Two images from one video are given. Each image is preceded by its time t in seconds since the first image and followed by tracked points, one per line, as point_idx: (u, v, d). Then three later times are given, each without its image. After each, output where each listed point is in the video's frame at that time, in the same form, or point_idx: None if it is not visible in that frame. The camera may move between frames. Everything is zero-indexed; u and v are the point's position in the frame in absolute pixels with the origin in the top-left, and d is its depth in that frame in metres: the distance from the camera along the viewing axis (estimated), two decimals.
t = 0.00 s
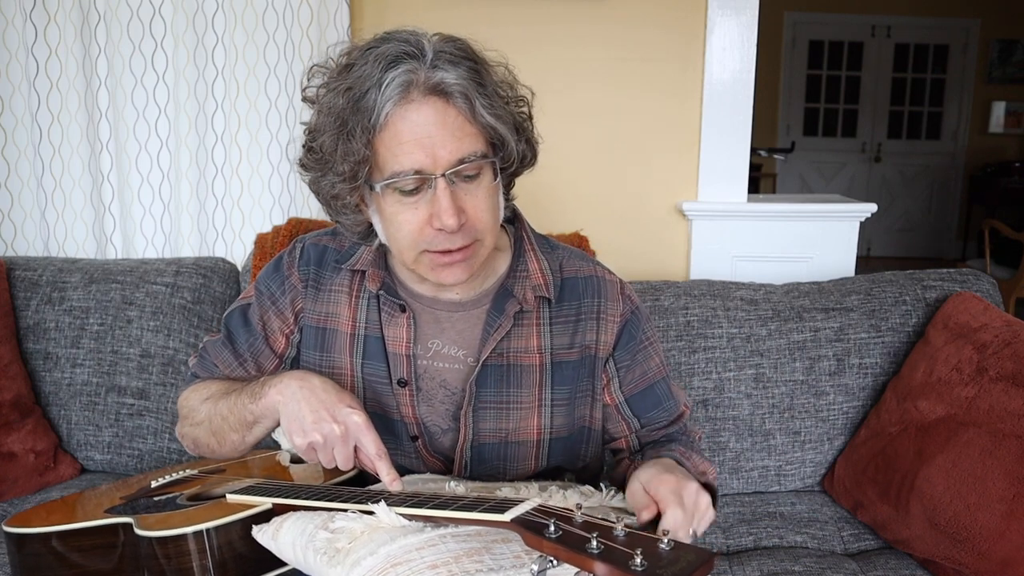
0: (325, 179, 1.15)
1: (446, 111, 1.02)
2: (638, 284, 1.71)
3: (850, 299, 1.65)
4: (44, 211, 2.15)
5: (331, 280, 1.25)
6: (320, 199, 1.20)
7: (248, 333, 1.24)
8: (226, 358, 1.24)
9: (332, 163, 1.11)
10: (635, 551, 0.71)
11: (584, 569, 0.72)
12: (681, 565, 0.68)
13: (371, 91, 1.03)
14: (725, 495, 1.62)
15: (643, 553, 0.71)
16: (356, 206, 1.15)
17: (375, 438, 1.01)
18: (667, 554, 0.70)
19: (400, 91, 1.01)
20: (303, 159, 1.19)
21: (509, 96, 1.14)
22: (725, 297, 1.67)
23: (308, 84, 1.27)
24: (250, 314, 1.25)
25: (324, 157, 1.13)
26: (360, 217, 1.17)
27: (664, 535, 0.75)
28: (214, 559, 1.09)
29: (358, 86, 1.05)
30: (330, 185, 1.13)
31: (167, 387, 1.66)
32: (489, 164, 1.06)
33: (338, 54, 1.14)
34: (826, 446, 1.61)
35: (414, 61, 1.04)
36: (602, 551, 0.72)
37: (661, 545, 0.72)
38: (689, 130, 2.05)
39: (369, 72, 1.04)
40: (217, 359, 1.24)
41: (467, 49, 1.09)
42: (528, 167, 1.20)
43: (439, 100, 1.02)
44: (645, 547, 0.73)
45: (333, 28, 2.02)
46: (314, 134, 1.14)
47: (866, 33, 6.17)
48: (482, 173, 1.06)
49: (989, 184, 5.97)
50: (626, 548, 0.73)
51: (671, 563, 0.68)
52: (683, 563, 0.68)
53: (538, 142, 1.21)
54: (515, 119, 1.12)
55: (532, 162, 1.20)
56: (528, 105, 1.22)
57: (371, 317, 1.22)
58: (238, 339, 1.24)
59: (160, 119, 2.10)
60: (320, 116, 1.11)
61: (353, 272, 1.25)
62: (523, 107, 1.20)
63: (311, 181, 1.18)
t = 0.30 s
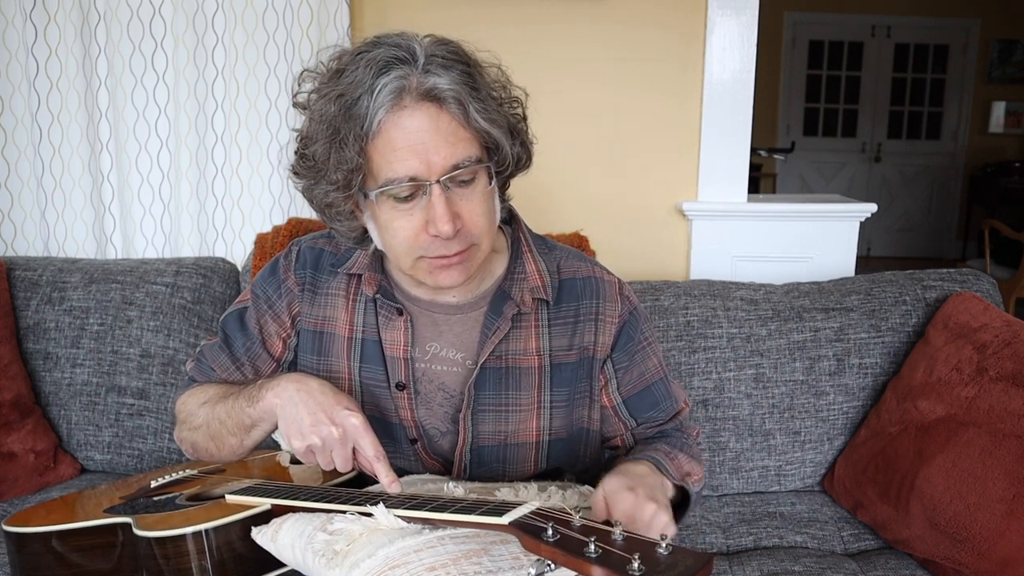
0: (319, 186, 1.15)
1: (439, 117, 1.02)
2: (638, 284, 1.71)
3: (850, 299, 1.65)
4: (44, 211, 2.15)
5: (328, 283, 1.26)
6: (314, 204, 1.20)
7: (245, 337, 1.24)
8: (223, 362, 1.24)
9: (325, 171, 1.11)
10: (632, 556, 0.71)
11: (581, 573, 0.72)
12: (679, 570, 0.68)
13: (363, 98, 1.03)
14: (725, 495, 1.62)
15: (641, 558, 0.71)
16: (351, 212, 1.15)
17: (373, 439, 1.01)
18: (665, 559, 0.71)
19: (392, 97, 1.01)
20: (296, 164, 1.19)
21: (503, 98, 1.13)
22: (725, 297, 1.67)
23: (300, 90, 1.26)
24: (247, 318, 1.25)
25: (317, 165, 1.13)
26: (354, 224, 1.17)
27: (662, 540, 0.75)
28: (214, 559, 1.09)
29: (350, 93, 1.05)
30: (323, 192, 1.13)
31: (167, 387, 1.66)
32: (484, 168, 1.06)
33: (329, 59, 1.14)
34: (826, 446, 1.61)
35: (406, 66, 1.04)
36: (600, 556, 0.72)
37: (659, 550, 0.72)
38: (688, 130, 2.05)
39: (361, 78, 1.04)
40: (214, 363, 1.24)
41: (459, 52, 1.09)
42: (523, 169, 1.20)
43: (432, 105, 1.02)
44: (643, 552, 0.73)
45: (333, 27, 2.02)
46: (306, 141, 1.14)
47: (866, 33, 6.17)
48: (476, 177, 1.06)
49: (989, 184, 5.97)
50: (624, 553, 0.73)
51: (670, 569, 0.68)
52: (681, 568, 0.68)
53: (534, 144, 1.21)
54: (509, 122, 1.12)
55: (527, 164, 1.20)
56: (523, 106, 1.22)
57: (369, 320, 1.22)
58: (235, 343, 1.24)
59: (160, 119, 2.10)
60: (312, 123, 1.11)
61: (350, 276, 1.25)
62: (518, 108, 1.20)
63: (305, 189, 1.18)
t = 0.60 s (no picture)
0: (314, 186, 1.15)
1: (434, 117, 1.02)
2: (638, 284, 1.71)
3: (850, 299, 1.65)
4: (44, 211, 2.15)
5: (326, 284, 1.26)
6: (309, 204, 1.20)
7: (244, 337, 1.24)
8: (222, 362, 1.24)
9: (321, 172, 1.11)
10: (631, 550, 0.71)
11: (580, 568, 0.72)
12: (677, 564, 0.68)
13: (358, 98, 1.03)
14: (725, 495, 1.62)
15: (639, 552, 0.71)
16: (347, 213, 1.15)
17: (371, 437, 1.01)
18: (663, 554, 0.71)
19: (387, 97, 1.01)
20: (292, 165, 1.19)
21: (498, 97, 1.14)
22: (725, 297, 1.67)
23: (295, 90, 1.26)
24: (247, 319, 1.25)
25: (313, 166, 1.13)
26: (350, 225, 1.17)
27: (661, 534, 0.75)
28: (213, 558, 1.09)
29: (345, 94, 1.05)
30: (319, 193, 1.13)
31: (167, 387, 1.66)
32: (479, 169, 1.06)
33: (323, 60, 1.14)
34: (826, 446, 1.61)
35: (401, 67, 1.04)
36: (598, 551, 0.72)
37: (658, 544, 0.72)
38: (689, 130, 2.05)
39: (356, 79, 1.04)
40: (213, 363, 1.24)
41: (454, 52, 1.09)
42: (519, 169, 1.20)
43: (427, 105, 1.02)
44: (641, 546, 0.73)
45: (333, 27, 2.01)
46: (302, 142, 1.14)
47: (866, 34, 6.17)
48: (472, 178, 1.06)
49: (989, 184, 5.96)
50: (622, 547, 0.73)
51: (668, 562, 0.69)
52: (680, 562, 0.68)
53: (530, 143, 1.21)
54: (504, 121, 1.12)
55: (523, 164, 1.20)
56: (519, 106, 1.22)
57: (367, 320, 1.23)
58: (234, 344, 1.24)
59: (160, 119, 2.10)
60: (307, 124, 1.11)
61: (348, 276, 1.25)
62: (513, 108, 1.20)
63: (300, 190, 1.18)
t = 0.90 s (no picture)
0: (314, 186, 1.15)
1: (435, 116, 1.02)
2: (638, 284, 1.71)
3: (849, 299, 1.65)
4: (44, 211, 2.15)
5: (325, 284, 1.26)
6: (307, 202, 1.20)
7: (242, 339, 1.24)
8: (221, 363, 1.24)
9: (321, 171, 1.11)
10: (631, 552, 0.71)
11: (579, 570, 0.72)
12: (677, 566, 0.68)
13: (359, 97, 1.03)
14: (725, 495, 1.62)
15: (638, 554, 0.71)
16: (347, 213, 1.15)
17: (371, 437, 1.01)
18: (663, 555, 0.71)
19: (389, 96, 1.01)
20: (291, 165, 1.19)
21: (497, 97, 1.14)
22: (725, 297, 1.67)
23: (294, 90, 1.26)
24: (247, 320, 1.25)
25: (313, 166, 1.13)
26: (351, 224, 1.17)
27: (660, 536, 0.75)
28: (213, 558, 1.09)
29: (346, 92, 1.05)
30: (319, 192, 1.13)
31: (167, 387, 1.66)
32: (480, 167, 1.07)
33: (323, 59, 1.14)
34: (826, 446, 1.61)
35: (402, 66, 1.04)
36: (598, 552, 0.72)
37: (657, 545, 0.72)
38: (689, 130, 2.05)
39: (357, 78, 1.04)
40: (211, 364, 1.24)
41: (454, 52, 1.09)
42: (519, 169, 1.20)
43: (429, 104, 1.02)
44: (641, 548, 0.73)
45: (333, 27, 2.01)
46: (302, 142, 1.14)
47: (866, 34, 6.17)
48: (473, 177, 1.06)
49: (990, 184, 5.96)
50: (621, 549, 0.73)
51: (667, 564, 0.69)
52: (679, 564, 0.68)
53: (529, 143, 1.21)
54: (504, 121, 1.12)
55: (522, 163, 1.20)
56: (518, 105, 1.22)
57: (366, 321, 1.22)
58: (234, 344, 1.24)
59: (160, 119, 2.10)
60: (308, 124, 1.11)
61: (347, 277, 1.25)
62: (512, 108, 1.20)
63: (301, 189, 1.18)
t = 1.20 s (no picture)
0: (318, 187, 1.14)
1: (441, 117, 1.02)
2: (638, 284, 1.71)
3: (850, 299, 1.65)
4: (44, 211, 2.15)
5: (326, 285, 1.26)
6: (309, 204, 1.20)
7: (243, 339, 1.24)
8: (221, 363, 1.24)
9: (325, 172, 1.11)
10: (630, 554, 0.71)
11: (579, 571, 0.72)
12: (677, 568, 0.68)
13: (365, 98, 1.03)
14: (725, 495, 1.62)
15: (638, 556, 0.71)
16: (350, 214, 1.15)
17: (371, 438, 1.01)
18: (662, 557, 0.71)
19: (395, 98, 1.02)
20: (294, 166, 1.19)
21: (500, 99, 1.14)
22: (725, 297, 1.67)
23: (296, 91, 1.26)
24: (247, 321, 1.25)
25: (317, 167, 1.13)
26: (354, 226, 1.17)
27: (660, 537, 0.75)
28: (213, 559, 1.09)
29: (351, 93, 1.05)
30: (323, 194, 1.13)
31: (167, 387, 1.66)
32: (485, 169, 1.07)
33: (327, 59, 1.14)
34: (826, 446, 1.61)
35: (408, 67, 1.04)
36: (597, 553, 0.72)
37: (657, 547, 0.72)
38: (689, 130, 2.05)
39: (362, 79, 1.04)
40: (212, 365, 1.24)
41: (459, 53, 1.09)
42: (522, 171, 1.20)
43: (434, 106, 1.02)
44: (640, 549, 0.73)
45: (333, 27, 2.01)
46: (306, 142, 1.14)
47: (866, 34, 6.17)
48: (477, 179, 1.06)
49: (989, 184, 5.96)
50: (621, 550, 0.73)
51: (667, 566, 0.69)
52: (679, 565, 0.68)
53: (531, 145, 1.21)
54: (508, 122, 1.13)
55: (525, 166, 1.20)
56: (520, 107, 1.22)
57: (367, 322, 1.22)
58: (234, 345, 1.24)
59: (160, 119, 2.10)
60: (312, 124, 1.11)
61: (348, 277, 1.25)
62: (515, 110, 1.21)
63: (304, 190, 1.18)
